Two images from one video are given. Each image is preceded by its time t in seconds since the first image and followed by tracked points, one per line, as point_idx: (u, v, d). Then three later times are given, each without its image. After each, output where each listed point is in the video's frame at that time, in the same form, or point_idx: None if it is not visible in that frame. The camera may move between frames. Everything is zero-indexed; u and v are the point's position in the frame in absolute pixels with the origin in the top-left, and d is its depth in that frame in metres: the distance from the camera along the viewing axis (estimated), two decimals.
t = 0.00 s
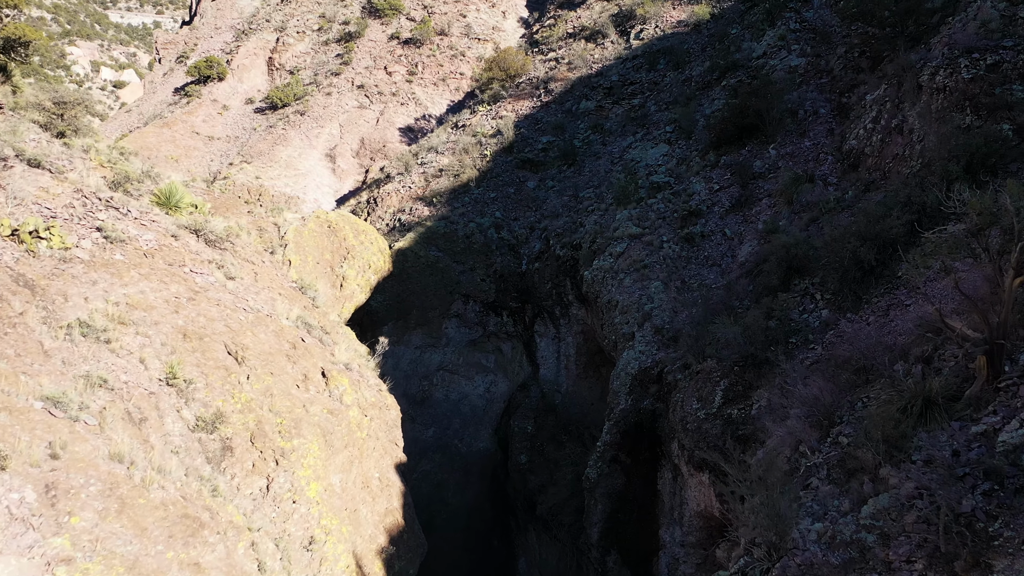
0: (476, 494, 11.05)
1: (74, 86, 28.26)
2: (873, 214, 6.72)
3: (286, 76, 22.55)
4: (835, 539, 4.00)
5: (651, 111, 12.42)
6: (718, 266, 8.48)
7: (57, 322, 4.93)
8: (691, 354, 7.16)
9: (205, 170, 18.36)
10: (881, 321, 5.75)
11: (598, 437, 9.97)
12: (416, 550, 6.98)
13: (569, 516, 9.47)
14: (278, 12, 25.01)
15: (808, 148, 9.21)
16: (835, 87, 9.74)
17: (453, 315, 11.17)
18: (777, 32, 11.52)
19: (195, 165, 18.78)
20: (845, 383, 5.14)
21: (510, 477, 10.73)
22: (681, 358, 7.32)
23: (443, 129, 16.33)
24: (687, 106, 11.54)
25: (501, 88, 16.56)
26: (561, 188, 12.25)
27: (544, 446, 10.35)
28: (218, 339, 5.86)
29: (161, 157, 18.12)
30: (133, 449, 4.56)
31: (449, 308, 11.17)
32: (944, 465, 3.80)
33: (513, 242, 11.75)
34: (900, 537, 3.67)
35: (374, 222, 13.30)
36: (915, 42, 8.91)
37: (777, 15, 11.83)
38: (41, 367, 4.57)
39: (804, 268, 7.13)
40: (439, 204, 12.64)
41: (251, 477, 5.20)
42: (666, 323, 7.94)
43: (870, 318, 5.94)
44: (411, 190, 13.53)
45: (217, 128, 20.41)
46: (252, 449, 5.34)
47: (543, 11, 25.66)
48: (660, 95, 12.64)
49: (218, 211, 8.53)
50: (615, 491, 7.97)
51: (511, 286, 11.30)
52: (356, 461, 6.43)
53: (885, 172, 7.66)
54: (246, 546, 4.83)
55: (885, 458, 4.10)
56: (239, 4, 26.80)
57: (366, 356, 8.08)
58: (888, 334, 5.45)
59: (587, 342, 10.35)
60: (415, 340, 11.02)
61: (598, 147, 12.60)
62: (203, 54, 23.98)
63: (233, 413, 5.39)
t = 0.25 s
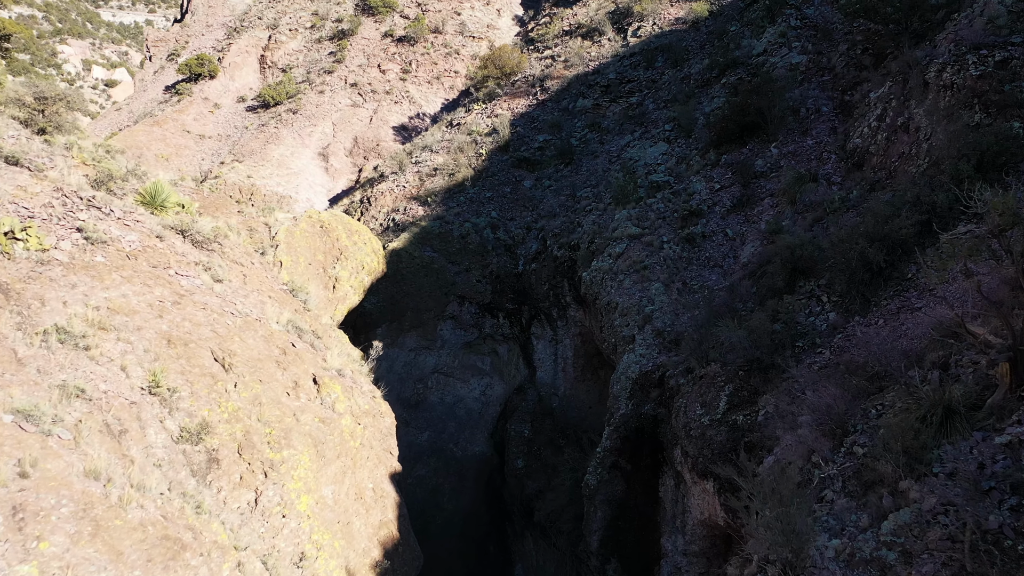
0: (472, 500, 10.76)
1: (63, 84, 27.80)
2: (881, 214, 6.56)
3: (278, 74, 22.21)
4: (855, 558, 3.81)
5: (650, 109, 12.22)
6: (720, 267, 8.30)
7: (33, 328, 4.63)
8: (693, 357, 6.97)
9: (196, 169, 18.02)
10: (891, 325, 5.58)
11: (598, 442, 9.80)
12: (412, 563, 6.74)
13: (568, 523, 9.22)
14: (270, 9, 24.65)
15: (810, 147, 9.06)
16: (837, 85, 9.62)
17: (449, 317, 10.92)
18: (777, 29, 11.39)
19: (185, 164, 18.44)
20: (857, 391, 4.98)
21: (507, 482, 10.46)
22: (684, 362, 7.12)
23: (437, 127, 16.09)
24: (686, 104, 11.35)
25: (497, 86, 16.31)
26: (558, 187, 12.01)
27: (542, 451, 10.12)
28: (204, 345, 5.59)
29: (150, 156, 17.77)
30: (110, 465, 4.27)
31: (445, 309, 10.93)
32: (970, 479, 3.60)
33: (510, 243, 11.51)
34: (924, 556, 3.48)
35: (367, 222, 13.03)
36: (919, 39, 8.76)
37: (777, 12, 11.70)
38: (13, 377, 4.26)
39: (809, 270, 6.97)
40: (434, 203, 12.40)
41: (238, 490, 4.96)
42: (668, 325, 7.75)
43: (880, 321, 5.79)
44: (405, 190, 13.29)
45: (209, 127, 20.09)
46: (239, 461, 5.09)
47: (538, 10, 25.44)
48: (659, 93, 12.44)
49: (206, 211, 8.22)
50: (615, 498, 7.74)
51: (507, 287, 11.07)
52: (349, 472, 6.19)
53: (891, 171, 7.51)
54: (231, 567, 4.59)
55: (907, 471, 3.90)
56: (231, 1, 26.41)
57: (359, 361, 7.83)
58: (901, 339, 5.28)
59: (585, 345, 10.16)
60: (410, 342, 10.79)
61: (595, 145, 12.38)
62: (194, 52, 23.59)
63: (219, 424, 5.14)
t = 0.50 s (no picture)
0: (472, 506, 10.47)
1: (58, 83, 27.52)
2: (896, 214, 6.36)
3: (274, 72, 21.93)
4: None
5: (652, 107, 12.00)
6: (727, 269, 8.09)
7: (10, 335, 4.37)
8: (702, 362, 6.76)
9: (191, 168, 17.76)
10: (909, 329, 5.37)
11: (601, 447, 9.69)
12: None
13: (571, 531, 9.01)
14: (267, 6, 24.35)
15: (818, 145, 8.86)
16: (845, 82, 9.42)
17: (448, 319, 10.67)
18: (782, 25, 11.18)
19: (180, 163, 18.18)
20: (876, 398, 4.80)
21: (508, 488, 10.24)
22: (691, 367, 6.92)
23: (436, 126, 15.84)
24: (690, 102, 11.14)
25: (496, 83, 16.06)
26: (559, 186, 11.79)
27: (544, 456, 9.92)
28: (193, 352, 5.36)
29: (145, 155, 17.51)
30: (89, 484, 4.01)
31: (444, 311, 10.68)
32: (1006, 499, 3.40)
33: (510, 243, 11.29)
34: None
35: (365, 222, 12.79)
36: (929, 35, 8.56)
37: (782, 8, 11.49)
38: None
39: (820, 271, 6.77)
40: (432, 203, 12.17)
41: (229, 506, 4.73)
42: (674, 329, 7.55)
43: (896, 324, 5.57)
44: (404, 189, 13.05)
45: (204, 125, 19.83)
46: (230, 475, 4.87)
47: (538, 7, 25.18)
48: (662, 90, 12.22)
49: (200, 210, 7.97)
50: (620, 506, 7.54)
51: (508, 288, 10.85)
52: (345, 484, 5.96)
53: (903, 169, 7.32)
54: None
55: (936, 487, 3.72)
56: None
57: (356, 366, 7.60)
58: (920, 343, 5.07)
59: (587, 347, 9.95)
60: (408, 344, 10.53)
61: (597, 144, 12.16)
62: (190, 49, 23.29)
63: (209, 435, 4.91)
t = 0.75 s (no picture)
0: (474, 512, 10.25)
1: (57, 82, 27.33)
2: (916, 215, 6.11)
3: (273, 70, 21.68)
4: None
5: (658, 104, 11.75)
6: (737, 271, 7.85)
7: None
8: (713, 367, 6.54)
9: (188, 167, 17.53)
10: (932, 336, 5.12)
11: (606, 453, 9.40)
12: None
13: (576, 542, 8.75)
14: (266, 4, 24.10)
15: (830, 144, 8.61)
16: (857, 79, 9.18)
17: (449, 321, 10.43)
18: (791, 21, 10.93)
19: (177, 162, 17.94)
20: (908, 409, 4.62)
21: (510, 495, 9.99)
22: (702, 372, 6.69)
23: (437, 124, 15.60)
24: (697, 99, 10.88)
25: (498, 81, 15.80)
26: (563, 186, 11.53)
27: (547, 463, 9.66)
28: (182, 361, 5.11)
29: (142, 154, 17.28)
30: (62, 507, 3.71)
31: (445, 313, 10.43)
32: None
33: (513, 244, 11.04)
34: None
35: (364, 222, 12.55)
36: (945, 30, 8.30)
37: (791, 3, 11.23)
38: None
39: (836, 274, 6.52)
40: (433, 202, 11.93)
41: (218, 525, 4.49)
42: (683, 333, 7.31)
43: (918, 330, 5.32)
44: (404, 188, 12.81)
45: (202, 124, 19.58)
46: (219, 492, 4.62)
47: (539, 4, 24.90)
48: (667, 88, 11.97)
49: (193, 210, 7.69)
50: (628, 516, 7.29)
51: (511, 290, 10.61)
52: (343, 499, 5.72)
53: (919, 168, 7.07)
54: None
55: (975, 507, 3.55)
56: None
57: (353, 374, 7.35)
58: (946, 350, 4.83)
59: (591, 350, 9.70)
60: (408, 347, 10.28)
61: (602, 142, 11.90)
62: (188, 47, 23.05)
63: (197, 450, 4.67)
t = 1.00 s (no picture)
0: (475, 519, 10.00)
1: (56, 81, 27.12)
2: (938, 215, 5.84)
3: (272, 68, 21.42)
4: None
5: (663, 102, 11.48)
6: (748, 273, 7.59)
7: None
8: (726, 374, 6.30)
9: (185, 167, 17.29)
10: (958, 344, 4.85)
11: (611, 460, 9.12)
12: None
13: (582, 554, 8.52)
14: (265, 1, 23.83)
15: (843, 142, 8.34)
16: (869, 75, 8.90)
17: (450, 324, 10.17)
18: (801, 16, 10.66)
19: (174, 161, 17.70)
20: (931, 422, 4.40)
21: (513, 502, 9.74)
22: (714, 379, 6.43)
23: (438, 122, 15.34)
24: (704, 96, 10.61)
25: (499, 79, 15.53)
26: (567, 185, 11.27)
27: (551, 470, 9.41)
28: (166, 372, 4.84)
29: (138, 153, 17.04)
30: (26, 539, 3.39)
31: (446, 316, 10.17)
32: None
33: (516, 244, 10.78)
34: None
35: (363, 222, 12.29)
36: (962, 24, 8.02)
37: None
38: None
39: (854, 278, 6.27)
40: (434, 202, 11.67)
41: (203, 549, 4.21)
42: (693, 337, 7.07)
43: (944, 336, 5.05)
44: (404, 187, 12.54)
45: (199, 122, 19.33)
46: (204, 514, 4.35)
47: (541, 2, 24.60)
48: (673, 85, 11.70)
49: (187, 211, 7.40)
50: (636, 528, 7.06)
51: (514, 292, 10.34)
52: (338, 517, 5.48)
53: (938, 166, 6.81)
54: None
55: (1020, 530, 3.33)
56: None
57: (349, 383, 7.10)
58: (976, 359, 4.59)
59: (596, 354, 9.42)
60: (408, 350, 10.02)
61: (606, 140, 11.63)
62: (186, 44, 22.78)
63: (181, 468, 4.39)
